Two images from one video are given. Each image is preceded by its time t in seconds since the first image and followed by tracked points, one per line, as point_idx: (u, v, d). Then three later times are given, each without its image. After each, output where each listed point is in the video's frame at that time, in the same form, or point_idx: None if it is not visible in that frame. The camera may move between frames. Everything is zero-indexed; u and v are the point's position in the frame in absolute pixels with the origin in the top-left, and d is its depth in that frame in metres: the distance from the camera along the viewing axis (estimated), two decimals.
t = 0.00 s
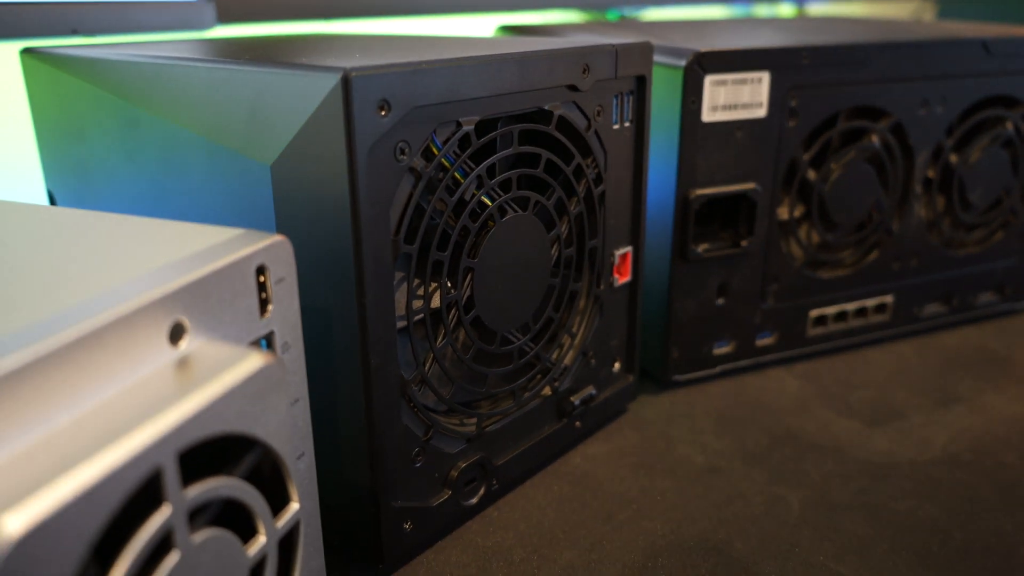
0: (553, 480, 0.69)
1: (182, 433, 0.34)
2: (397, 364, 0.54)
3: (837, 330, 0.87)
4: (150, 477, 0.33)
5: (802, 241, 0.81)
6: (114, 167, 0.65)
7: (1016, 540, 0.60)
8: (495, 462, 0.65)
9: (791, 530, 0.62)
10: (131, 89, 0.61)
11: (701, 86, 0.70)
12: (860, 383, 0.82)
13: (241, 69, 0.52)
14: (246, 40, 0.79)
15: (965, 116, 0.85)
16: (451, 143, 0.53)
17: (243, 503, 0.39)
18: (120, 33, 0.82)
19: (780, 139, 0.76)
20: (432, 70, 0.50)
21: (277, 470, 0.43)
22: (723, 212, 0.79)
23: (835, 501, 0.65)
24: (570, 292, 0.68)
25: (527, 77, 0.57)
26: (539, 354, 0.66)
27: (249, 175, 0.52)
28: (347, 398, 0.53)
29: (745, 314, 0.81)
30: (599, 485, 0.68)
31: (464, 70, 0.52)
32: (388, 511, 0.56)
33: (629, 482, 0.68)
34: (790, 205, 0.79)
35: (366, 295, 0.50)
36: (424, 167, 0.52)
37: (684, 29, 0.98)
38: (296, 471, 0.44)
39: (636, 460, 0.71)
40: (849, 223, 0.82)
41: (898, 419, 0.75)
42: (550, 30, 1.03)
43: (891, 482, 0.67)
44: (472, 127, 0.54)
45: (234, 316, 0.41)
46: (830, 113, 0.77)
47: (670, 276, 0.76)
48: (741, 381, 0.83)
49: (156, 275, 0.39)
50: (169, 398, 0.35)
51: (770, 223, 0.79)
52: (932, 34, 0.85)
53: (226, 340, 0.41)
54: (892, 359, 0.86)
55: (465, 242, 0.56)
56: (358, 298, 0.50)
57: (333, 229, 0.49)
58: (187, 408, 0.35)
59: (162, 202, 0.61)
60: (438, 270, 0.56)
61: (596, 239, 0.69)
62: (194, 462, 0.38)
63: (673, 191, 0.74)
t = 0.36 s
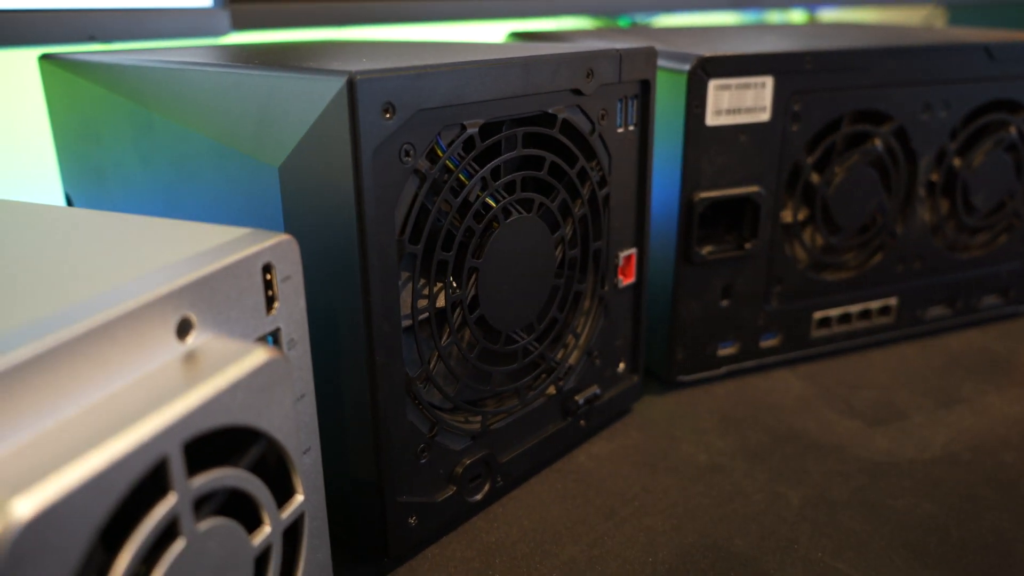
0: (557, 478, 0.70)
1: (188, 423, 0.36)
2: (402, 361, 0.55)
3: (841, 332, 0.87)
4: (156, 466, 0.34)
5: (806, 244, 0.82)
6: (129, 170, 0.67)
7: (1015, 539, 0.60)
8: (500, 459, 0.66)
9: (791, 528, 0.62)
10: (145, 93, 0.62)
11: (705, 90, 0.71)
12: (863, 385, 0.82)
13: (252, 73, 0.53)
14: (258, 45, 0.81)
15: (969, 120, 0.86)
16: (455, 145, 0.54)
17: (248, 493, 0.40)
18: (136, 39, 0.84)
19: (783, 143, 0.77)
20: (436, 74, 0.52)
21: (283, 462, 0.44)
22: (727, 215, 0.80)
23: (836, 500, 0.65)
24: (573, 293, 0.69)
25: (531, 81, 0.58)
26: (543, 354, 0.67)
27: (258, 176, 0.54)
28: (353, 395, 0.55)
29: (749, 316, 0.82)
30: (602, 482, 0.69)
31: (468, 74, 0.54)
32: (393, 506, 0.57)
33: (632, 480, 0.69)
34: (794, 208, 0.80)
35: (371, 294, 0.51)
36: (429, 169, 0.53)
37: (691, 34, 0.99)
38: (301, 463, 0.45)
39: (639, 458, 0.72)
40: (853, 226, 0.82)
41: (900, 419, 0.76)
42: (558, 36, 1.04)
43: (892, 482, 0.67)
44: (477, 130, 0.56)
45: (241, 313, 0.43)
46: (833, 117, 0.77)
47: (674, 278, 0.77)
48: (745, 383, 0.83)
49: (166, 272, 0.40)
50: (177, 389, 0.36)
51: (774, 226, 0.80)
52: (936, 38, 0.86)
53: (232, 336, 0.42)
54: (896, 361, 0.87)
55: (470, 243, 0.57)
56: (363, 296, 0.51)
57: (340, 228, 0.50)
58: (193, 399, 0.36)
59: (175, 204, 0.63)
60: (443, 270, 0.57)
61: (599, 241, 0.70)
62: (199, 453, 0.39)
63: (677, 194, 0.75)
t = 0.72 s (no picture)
0: (564, 477, 0.71)
1: (209, 419, 0.37)
2: (413, 361, 0.57)
3: (849, 336, 0.88)
4: (180, 460, 0.36)
5: (813, 248, 0.83)
6: (149, 173, 0.69)
7: (1016, 542, 0.61)
8: (508, 458, 0.67)
9: (794, 529, 0.63)
10: (166, 99, 0.64)
11: (713, 97, 0.72)
12: (870, 389, 0.83)
13: (269, 82, 0.55)
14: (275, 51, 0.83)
15: (978, 126, 0.86)
16: (466, 151, 0.56)
17: (265, 488, 0.42)
18: (156, 44, 0.86)
19: (791, 148, 0.78)
20: (448, 83, 0.53)
21: (298, 458, 0.46)
22: (735, 220, 0.81)
23: (839, 502, 0.66)
24: (581, 296, 0.70)
25: (540, 89, 0.60)
26: (551, 355, 0.68)
27: (274, 181, 0.55)
28: (365, 394, 0.56)
29: (756, 319, 0.83)
30: (608, 482, 0.70)
31: (479, 83, 0.55)
32: (403, 503, 0.58)
33: (638, 480, 0.70)
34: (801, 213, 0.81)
35: (383, 297, 0.53)
36: (440, 175, 0.55)
37: (701, 39, 1.00)
38: (315, 459, 0.47)
39: (646, 459, 0.73)
40: (860, 230, 0.83)
41: (906, 423, 0.77)
42: (569, 40, 1.05)
43: (896, 485, 0.68)
44: (487, 137, 0.57)
45: (259, 314, 0.44)
46: (841, 123, 0.78)
47: (682, 281, 0.78)
48: (752, 385, 0.84)
49: (188, 275, 0.42)
50: (199, 387, 0.38)
51: (782, 230, 0.80)
52: (945, 44, 0.86)
53: (251, 336, 0.44)
54: (904, 365, 0.87)
55: (480, 247, 0.59)
56: (376, 299, 0.53)
57: (353, 232, 0.52)
58: (214, 396, 0.38)
59: (193, 206, 0.65)
60: (453, 273, 0.59)
61: (608, 245, 0.71)
62: (219, 448, 0.41)
63: (685, 198, 0.76)
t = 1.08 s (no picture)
0: (571, 478, 0.72)
1: (223, 413, 0.39)
2: (422, 361, 0.58)
3: (858, 341, 0.89)
4: (194, 451, 0.38)
5: (823, 254, 0.83)
6: (172, 175, 0.71)
7: (1018, 548, 0.61)
8: (516, 457, 0.68)
9: (797, 531, 0.64)
10: (189, 104, 0.67)
11: (722, 104, 0.73)
12: (878, 395, 0.84)
13: (287, 88, 0.57)
14: (294, 56, 0.85)
15: (989, 134, 0.87)
16: (476, 157, 0.57)
17: (276, 481, 0.43)
18: (179, 48, 0.88)
19: (801, 156, 0.79)
20: (459, 91, 0.55)
21: (309, 453, 0.47)
22: (744, 226, 0.82)
23: (843, 505, 0.67)
24: (590, 299, 0.71)
25: (550, 97, 0.61)
26: (559, 356, 0.70)
27: (290, 185, 0.57)
28: (375, 393, 0.58)
29: (765, 324, 0.84)
30: (615, 482, 0.71)
31: (489, 90, 0.57)
32: (412, 498, 0.60)
33: (644, 481, 0.71)
34: (810, 219, 0.81)
35: (393, 298, 0.54)
36: (450, 180, 0.56)
37: (715, 46, 1.01)
38: (325, 454, 0.48)
39: (652, 461, 0.74)
40: (870, 237, 0.84)
41: (912, 429, 0.77)
42: (585, 46, 1.07)
43: (900, 490, 0.69)
44: (497, 143, 0.59)
45: (272, 313, 0.46)
46: (850, 130, 0.79)
47: (691, 286, 0.79)
48: (760, 390, 0.85)
49: (206, 275, 0.44)
50: (214, 382, 0.40)
51: (791, 236, 0.81)
52: (956, 53, 0.87)
53: (264, 335, 0.46)
54: (913, 372, 0.88)
55: (489, 250, 0.60)
56: (386, 300, 0.54)
57: (365, 235, 0.54)
58: (228, 391, 0.40)
59: (214, 208, 0.67)
60: (463, 275, 0.60)
61: (616, 249, 0.72)
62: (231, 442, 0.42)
63: (694, 204, 0.77)
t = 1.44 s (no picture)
0: (576, 473, 0.73)
1: (234, 402, 0.41)
2: (428, 356, 0.60)
3: (864, 341, 0.89)
4: (206, 437, 0.39)
5: (828, 254, 0.84)
6: (188, 175, 0.73)
7: (1018, 546, 0.62)
8: (521, 452, 0.70)
9: (797, 527, 0.65)
10: (205, 106, 0.69)
11: (727, 106, 0.74)
12: (883, 394, 0.84)
13: (298, 91, 0.59)
14: (308, 59, 0.87)
15: (996, 136, 0.87)
16: (481, 157, 0.59)
17: (284, 468, 0.45)
18: (196, 52, 0.90)
19: (805, 157, 0.79)
20: (465, 93, 0.56)
21: (317, 443, 0.49)
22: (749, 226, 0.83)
23: (844, 502, 0.68)
24: (594, 297, 0.72)
25: (555, 98, 0.62)
26: (564, 353, 0.71)
27: (300, 184, 0.59)
28: (382, 387, 0.59)
29: (770, 323, 0.84)
30: (619, 478, 0.72)
31: (495, 92, 0.58)
32: (418, 490, 0.61)
33: (648, 477, 0.72)
34: (815, 219, 0.82)
35: (400, 294, 0.56)
36: (456, 179, 0.58)
37: (723, 48, 1.02)
38: (332, 444, 0.50)
39: (657, 457, 0.75)
40: (875, 237, 0.84)
41: (916, 428, 0.78)
42: (595, 48, 1.08)
43: (901, 488, 0.69)
44: (502, 144, 0.60)
45: (282, 308, 0.48)
46: (855, 131, 0.80)
47: (696, 285, 0.80)
48: (765, 389, 0.86)
49: (218, 270, 0.45)
50: (225, 372, 0.42)
51: (795, 236, 0.82)
52: (962, 54, 0.87)
53: (274, 328, 0.47)
54: (918, 372, 0.88)
55: (494, 248, 0.62)
56: (393, 296, 0.56)
57: (372, 233, 0.55)
58: (238, 381, 0.41)
59: (227, 207, 0.68)
60: (469, 273, 0.62)
61: (621, 248, 0.73)
62: (243, 430, 0.44)
63: (699, 204, 0.78)
